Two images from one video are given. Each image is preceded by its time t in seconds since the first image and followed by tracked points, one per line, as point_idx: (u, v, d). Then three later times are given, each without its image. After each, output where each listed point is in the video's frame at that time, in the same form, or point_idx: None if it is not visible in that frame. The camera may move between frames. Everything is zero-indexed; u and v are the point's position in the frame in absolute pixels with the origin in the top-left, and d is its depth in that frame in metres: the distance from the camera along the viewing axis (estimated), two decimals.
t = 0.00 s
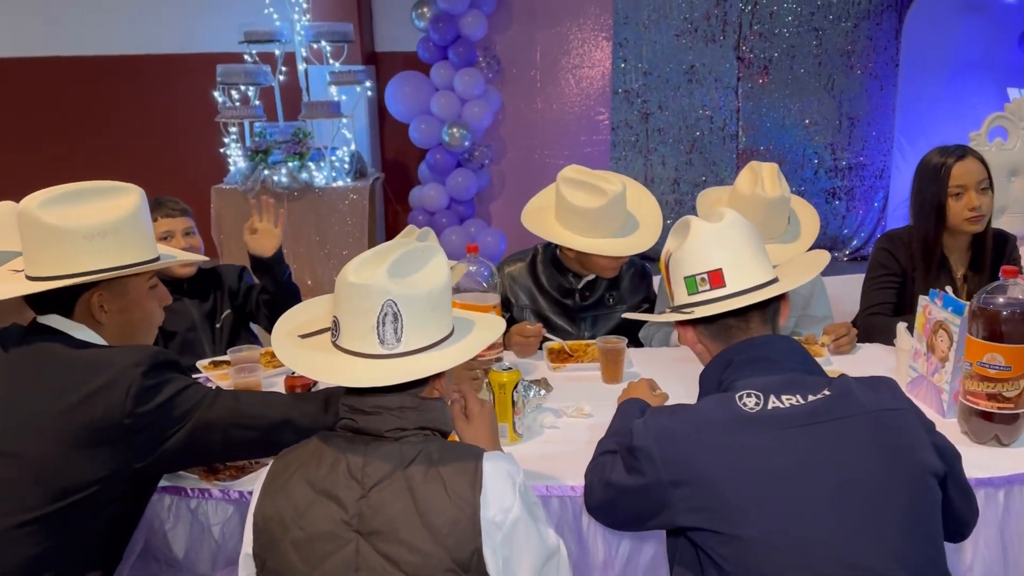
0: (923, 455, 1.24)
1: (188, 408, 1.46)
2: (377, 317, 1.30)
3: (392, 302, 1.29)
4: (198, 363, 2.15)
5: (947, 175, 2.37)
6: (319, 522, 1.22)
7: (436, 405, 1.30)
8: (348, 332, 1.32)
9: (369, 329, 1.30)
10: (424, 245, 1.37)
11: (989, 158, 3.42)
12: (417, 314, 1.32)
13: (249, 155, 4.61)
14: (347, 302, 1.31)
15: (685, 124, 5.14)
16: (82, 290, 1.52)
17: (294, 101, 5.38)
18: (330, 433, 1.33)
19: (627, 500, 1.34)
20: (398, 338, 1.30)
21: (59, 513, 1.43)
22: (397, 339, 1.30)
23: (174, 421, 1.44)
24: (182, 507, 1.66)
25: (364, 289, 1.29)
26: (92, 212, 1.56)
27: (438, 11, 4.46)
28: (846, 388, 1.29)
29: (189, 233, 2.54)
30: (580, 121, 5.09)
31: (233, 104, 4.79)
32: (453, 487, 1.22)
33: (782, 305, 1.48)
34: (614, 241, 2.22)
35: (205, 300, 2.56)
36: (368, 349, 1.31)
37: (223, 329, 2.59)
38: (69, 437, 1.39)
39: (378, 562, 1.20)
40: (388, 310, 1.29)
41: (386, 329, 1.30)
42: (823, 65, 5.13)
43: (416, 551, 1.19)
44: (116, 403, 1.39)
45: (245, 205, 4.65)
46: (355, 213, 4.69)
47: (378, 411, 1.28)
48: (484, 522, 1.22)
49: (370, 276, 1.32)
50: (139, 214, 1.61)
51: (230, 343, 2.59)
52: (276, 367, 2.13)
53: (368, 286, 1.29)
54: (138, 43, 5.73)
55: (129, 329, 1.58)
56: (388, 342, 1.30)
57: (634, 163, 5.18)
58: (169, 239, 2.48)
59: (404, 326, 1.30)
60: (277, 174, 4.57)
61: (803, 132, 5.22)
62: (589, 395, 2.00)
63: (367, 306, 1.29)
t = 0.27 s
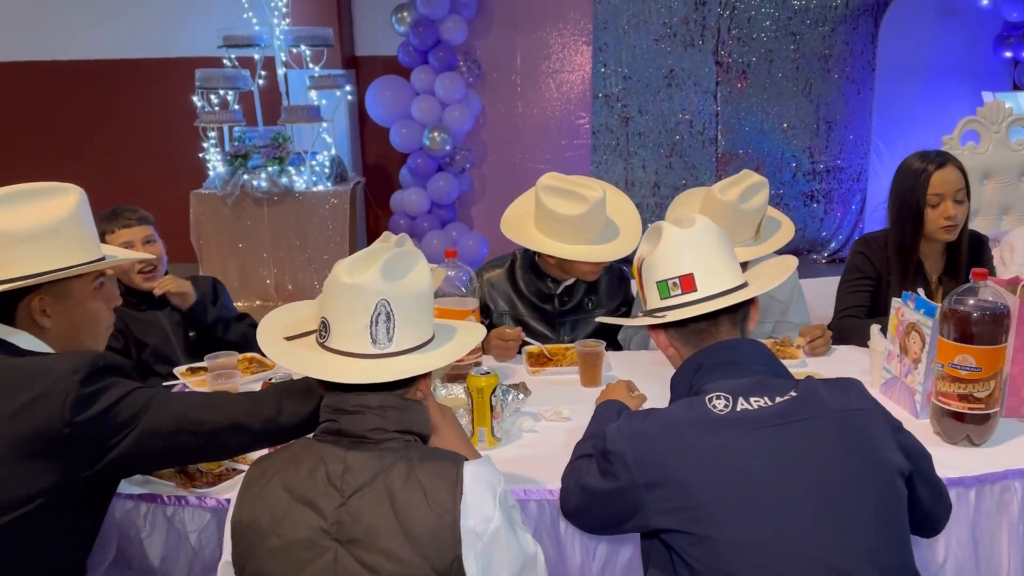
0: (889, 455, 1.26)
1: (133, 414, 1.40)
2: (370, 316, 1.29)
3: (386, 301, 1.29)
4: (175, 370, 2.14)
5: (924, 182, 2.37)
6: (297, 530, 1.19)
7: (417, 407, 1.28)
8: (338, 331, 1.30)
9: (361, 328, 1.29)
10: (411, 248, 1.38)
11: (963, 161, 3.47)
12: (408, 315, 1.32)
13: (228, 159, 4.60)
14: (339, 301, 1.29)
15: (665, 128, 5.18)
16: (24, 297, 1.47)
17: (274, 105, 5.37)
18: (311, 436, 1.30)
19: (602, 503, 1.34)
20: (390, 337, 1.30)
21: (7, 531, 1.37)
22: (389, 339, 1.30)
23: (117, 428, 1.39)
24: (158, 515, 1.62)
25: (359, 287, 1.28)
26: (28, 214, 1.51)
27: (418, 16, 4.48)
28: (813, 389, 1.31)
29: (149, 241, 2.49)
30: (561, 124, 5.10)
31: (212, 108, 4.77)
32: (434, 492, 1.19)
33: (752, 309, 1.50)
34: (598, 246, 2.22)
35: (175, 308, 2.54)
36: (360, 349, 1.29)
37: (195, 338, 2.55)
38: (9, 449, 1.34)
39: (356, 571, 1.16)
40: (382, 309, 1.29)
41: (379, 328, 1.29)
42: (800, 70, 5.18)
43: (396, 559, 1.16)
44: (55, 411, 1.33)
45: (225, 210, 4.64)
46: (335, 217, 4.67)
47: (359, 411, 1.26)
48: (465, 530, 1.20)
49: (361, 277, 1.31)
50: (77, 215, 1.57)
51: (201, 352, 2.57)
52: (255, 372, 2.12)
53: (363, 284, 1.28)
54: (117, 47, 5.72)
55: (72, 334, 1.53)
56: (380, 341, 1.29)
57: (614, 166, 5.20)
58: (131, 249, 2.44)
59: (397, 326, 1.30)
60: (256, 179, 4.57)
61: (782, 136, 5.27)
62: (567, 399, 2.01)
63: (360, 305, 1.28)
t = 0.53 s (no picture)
0: (870, 453, 1.29)
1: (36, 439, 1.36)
2: (335, 322, 1.29)
3: (351, 306, 1.29)
4: (154, 377, 2.12)
5: (905, 189, 2.38)
6: (273, 543, 1.18)
7: (390, 411, 1.27)
8: (304, 340, 1.29)
9: (327, 334, 1.28)
10: (375, 252, 1.38)
11: (939, 165, 3.51)
12: (375, 319, 1.31)
13: (210, 165, 4.55)
14: (303, 308, 1.29)
15: (646, 133, 5.21)
16: None
17: (254, 111, 5.35)
18: (286, 446, 1.28)
19: (591, 504, 1.34)
20: (357, 342, 1.29)
21: None
22: (356, 344, 1.29)
23: (19, 452, 1.35)
24: (136, 525, 1.59)
25: (322, 294, 1.28)
26: None
27: (400, 21, 4.48)
28: (801, 390, 1.32)
29: (123, 251, 2.47)
30: (544, 128, 5.10)
31: (192, 114, 4.75)
32: (412, 502, 1.19)
33: (737, 314, 1.52)
34: (580, 253, 2.21)
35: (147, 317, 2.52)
36: (326, 356, 1.28)
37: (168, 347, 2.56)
38: None
39: None
40: (346, 314, 1.28)
41: (345, 334, 1.29)
42: (781, 74, 5.23)
43: (374, 569, 1.15)
44: None
45: (206, 216, 4.61)
46: (318, 222, 4.66)
47: (334, 418, 1.24)
48: (443, 536, 1.20)
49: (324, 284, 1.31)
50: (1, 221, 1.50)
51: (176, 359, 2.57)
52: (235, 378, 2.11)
53: (326, 290, 1.28)
54: (96, 52, 5.69)
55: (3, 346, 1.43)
56: (347, 347, 1.29)
57: (597, 171, 5.23)
58: (105, 260, 2.43)
59: (363, 330, 1.29)
60: (238, 184, 4.55)
61: (762, 140, 5.31)
62: (550, 404, 2.01)
63: (325, 311, 1.28)
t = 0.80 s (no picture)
0: (852, 454, 1.29)
1: None
2: (307, 331, 1.29)
3: (322, 313, 1.30)
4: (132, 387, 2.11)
5: (883, 195, 2.39)
6: (247, 553, 1.17)
7: (361, 416, 1.27)
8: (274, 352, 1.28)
9: (299, 344, 1.28)
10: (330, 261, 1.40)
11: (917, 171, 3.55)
12: (343, 326, 1.33)
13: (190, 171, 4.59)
14: (272, 320, 1.28)
15: (629, 138, 5.25)
16: None
17: (235, 116, 5.34)
18: (252, 459, 1.25)
19: (575, 504, 1.34)
20: (330, 349, 1.30)
21: None
22: (329, 351, 1.30)
23: None
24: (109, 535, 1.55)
25: (292, 304, 1.28)
26: None
27: (382, 26, 4.48)
28: (787, 393, 1.33)
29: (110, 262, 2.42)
30: (526, 133, 5.09)
31: (173, 119, 4.73)
32: (387, 509, 1.18)
33: (724, 317, 1.53)
34: (563, 258, 2.21)
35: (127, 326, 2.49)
36: (299, 366, 1.28)
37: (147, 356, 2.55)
38: None
39: None
40: (318, 322, 1.30)
41: (318, 342, 1.29)
42: (761, 80, 5.28)
43: None
44: None
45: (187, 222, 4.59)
46: (302, 227, 4.67)
47: (306, 427, 1.23)
48: (421, 539, 1.19)
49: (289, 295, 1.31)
50: None
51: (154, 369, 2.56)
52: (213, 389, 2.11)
53: (295, 300, 1.28)
54: (76, 57, 5.64)
55: None
56: (321, 355, 1.29)
57: (580, 176, 5.25)
58: (90, 269, 2.37)
59: (334, 338, 1.31)
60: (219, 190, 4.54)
61: (743, 145, 5.35)
62: (532, 410, 2.01)
63: (295, 321, 1.28)
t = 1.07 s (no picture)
0: (832, 459, 1.30)
1: None
2: (317, 335, 1.33)
3: (332, 320, 1.35)
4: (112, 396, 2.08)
5: (862, 201, 2.41)
6: (217, 567, 1.18)
7: (334, 425, 1.27)
8: (280, 353, 1.30)
9: (308, 348, 1.31)
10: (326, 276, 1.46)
11: (896, 176, 3.58)
12: (343, 338, 1.39)
13: (172, 177, 4.52)
14: (285, 319, 1.31)
15: (612, 143, 5.28)
16: None
17: (218, 122, 5.32)
18: (225, 471, 1.27)
19: (559, 510, 1.33)
20: (331, 357, 1.34)
21: None
22: (331, 359, 1.34)
23: None
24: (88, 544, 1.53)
25: (307, 306, 1.32)
26: None
27: (365, 33, 4.48)
28: (770, 400, 1.34)
29: (92, 268, 2.42)
30: (510, 139, 5.09)
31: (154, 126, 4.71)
32: (357, 519, 1.20)
33: (709, 325, 1.53)
34: (541, 266, 2.21)
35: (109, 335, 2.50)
36: (305, 369, 1.30)
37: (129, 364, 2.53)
38: None
39: None
40: (328, 328, 1.34)
41: (324, 347, 1.33)
42: (742, 86, 5.32)
43: None
44: None
45: (169, 229, 4.56)
46: (283, 234, 4.65)
47: (275, 438, 1.23)
48: (390, 549, 1.21)
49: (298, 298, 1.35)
50: None
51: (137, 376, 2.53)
52: (194, 397, 2.09)
53: (311, 302, 1.33)
54: (56, 64, 5.61)
55: None
56: (324, 361, 1.33)
57: (564, 182, 5.27)
58: (72, 276, 2.36)
59: (337, 346, 1.35)
60: (201, 197, 4.52)
61: (725, 151, 5.39)
62: (514, 416, 2.01)
63: (308, 324, 1.32)
